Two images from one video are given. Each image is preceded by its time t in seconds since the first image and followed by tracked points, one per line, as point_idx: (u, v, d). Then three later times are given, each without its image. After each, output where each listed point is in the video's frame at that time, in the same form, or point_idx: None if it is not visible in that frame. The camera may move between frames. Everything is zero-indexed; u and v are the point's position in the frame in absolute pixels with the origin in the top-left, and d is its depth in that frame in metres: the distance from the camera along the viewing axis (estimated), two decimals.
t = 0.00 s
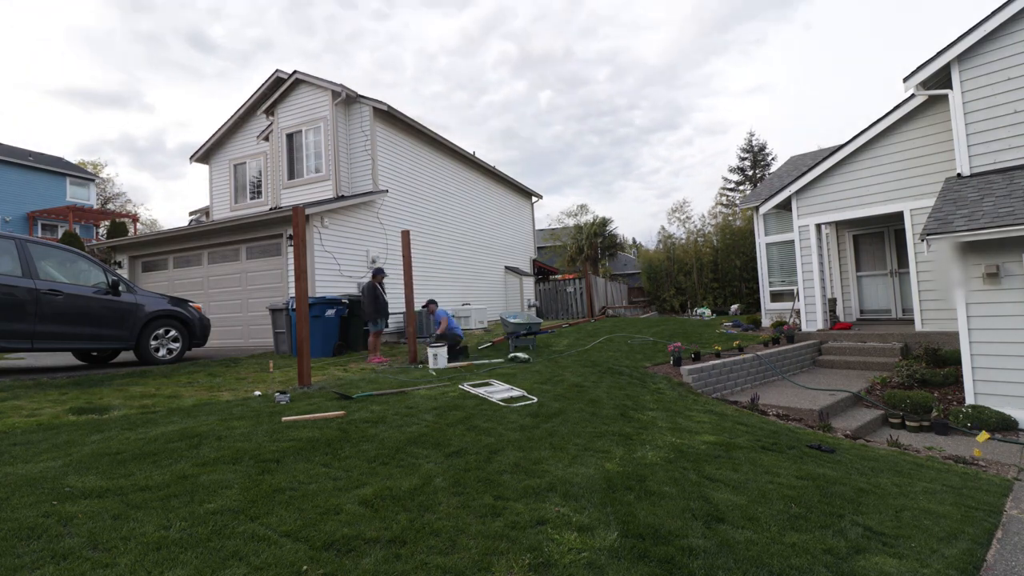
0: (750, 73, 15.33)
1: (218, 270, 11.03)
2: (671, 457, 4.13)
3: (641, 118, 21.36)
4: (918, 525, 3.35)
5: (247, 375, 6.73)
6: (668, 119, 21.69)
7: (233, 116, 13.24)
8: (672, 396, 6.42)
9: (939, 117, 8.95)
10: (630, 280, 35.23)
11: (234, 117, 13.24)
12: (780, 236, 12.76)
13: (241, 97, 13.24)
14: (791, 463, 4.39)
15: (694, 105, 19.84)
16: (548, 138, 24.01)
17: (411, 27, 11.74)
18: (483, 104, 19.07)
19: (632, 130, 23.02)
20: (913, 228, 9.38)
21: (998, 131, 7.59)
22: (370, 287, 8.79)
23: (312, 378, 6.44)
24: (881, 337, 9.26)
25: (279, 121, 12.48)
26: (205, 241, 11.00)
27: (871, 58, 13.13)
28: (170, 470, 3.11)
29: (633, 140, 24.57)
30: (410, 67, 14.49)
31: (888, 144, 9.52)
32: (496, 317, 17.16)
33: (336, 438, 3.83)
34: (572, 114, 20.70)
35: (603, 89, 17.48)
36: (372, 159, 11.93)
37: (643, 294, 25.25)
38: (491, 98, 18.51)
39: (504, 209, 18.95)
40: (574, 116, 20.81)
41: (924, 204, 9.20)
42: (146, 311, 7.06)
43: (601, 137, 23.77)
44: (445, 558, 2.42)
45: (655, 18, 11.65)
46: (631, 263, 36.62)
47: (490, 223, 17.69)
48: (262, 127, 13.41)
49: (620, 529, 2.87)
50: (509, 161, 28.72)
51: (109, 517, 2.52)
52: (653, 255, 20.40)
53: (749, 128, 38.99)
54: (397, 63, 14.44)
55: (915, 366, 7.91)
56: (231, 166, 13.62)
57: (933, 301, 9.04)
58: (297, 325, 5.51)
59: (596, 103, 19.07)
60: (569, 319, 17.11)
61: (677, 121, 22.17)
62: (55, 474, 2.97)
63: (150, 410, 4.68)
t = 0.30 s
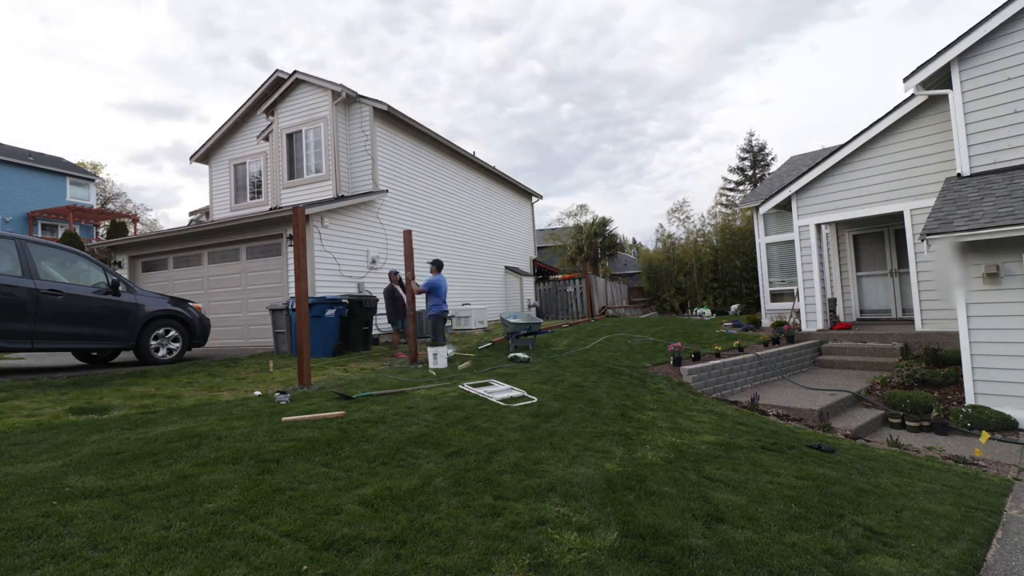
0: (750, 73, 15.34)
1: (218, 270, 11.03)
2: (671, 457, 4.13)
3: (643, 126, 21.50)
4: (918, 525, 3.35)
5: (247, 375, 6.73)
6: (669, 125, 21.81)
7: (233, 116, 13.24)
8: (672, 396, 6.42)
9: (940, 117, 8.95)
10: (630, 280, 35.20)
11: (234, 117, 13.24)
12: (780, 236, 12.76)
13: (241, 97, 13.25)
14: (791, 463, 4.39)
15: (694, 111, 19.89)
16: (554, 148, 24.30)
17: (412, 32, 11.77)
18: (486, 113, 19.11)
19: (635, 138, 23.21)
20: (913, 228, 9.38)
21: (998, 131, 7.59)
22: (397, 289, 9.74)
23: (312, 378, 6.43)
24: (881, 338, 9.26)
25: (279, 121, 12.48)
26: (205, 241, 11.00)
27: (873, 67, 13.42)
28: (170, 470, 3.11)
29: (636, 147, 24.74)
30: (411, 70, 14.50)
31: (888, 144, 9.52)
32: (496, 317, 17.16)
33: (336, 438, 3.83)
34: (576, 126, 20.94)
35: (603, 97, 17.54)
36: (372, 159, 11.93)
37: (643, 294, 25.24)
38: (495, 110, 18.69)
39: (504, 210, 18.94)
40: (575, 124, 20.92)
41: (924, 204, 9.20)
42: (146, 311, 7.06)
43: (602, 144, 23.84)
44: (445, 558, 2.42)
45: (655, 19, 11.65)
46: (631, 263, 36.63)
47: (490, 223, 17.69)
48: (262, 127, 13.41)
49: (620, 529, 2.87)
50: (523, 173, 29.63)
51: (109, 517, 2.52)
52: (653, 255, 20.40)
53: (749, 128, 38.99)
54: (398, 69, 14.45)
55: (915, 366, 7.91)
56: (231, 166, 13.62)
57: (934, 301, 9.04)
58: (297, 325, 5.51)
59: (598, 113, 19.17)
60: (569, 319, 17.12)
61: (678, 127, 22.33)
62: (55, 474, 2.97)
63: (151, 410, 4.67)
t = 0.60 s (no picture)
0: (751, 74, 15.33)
1: (218, 270, 11.03)
2: (671, 457, 4.13)
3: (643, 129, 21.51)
4: (918, 525, 3.35)
5: (247, 375, 6.73)
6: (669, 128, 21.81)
7: (233, 116, 13.24)
8: (672, 396, 6.42)
9: (940, 117, 8.95)
10: (630, 280, 35.18)
11: (234, 117, 13.24)
12: (780, 236, 12.76)
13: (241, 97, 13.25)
14: (791, 463, 4.39)
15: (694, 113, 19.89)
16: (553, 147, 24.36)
17: (412, 36, 11.80)
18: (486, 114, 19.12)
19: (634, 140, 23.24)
20: (913, 228, 9.38)
21: (997, 131, 7.59)
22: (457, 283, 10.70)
23: (312, 378, 6.43)
24: (881, 338, 9.26)
25: (279, 121, 12.48)
26: (204, 241, 11.00)
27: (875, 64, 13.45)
28: (170, 470, 3.11)
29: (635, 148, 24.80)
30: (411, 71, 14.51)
31: (888, 144, 9.52)
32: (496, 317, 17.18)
33: (336, 438, 3.83)
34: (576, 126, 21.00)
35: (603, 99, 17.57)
36: (372, 159, 11.93)
37: (643, 294, 25.23)
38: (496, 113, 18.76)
39: (504, 210, 18.94)
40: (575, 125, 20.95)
41: (924, 204, 9.20)
42: (146, 311, 7.06)
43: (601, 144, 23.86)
44: (445, 558, 2.42)
45: (655, 19, 11.65)
46: (631, 263, 36.64)
47: (490, 223, 17.69)
48: (262, 127, 13.41)
49: (620, 529, 2.87)
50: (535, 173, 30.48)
51: (109, 517, 2.52)
52: (653, 255, 20.40)
53: (749, 128, 39.01)
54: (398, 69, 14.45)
55: (915, 366, 7.92)
56: (231, 166, 13.62)
57: (933, 301, 9.05)
58: (297, 325, 5.50)
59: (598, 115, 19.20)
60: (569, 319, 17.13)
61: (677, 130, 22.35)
62: (55, 474, 2.97)
63: (151, 410, 4.68)
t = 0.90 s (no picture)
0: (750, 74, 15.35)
1: (218, 270, 11.03)
2: (671, 457, 4.13)
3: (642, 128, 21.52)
4: (918, 525, 3.35)
5: (247, 375, 6.73)
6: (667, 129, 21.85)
7: (233, 116, 13.24)
8: (672, 396, 6.42)
9: (940, 117, 8.95)
10: (630, 280, 35.16)
11: (234, 117, 13.24)
12: (780, 236, 12.76)
13: (241, 97, 13.25)
14: (792, 463, 4.39)
15: (693, 113, 19.92)
16: (552, 147, 24.38)
17: (433, 46, 12.64)
18: (485, 114, 19.12)
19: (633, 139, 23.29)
20: (913, 228, 9.38)
21: (998, 130, 7.58)
22: (474, 282, 10.68)
23: (312, 378, 6.43)
24: (881, 338, 9.26)
25: (279, 121, 12.47)
26: (204, 241, 11.00)
27: (874, 60, 13.52)
28: (170, 470, 3.11)
29: (634, 147, 24.82)
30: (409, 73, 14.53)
31: (888, 144, 9.52)
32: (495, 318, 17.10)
33: (336, 438, 3.83)
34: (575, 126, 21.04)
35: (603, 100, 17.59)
36: (372, 159, 11.93)
37: (643, 294, 25.22)
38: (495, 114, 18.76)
39: (504, 210, 18.94)
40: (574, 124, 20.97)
41: (924, 204, 9.20)
42: (146, 311, 7.06)
43: (601, 144, 23.87)
44: (445, 558, 2.42)
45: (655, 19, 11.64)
46: (631, 263, 36.64)
47: (490, 224, 17.69)
48: (262, 127, 13.41)
49: (620, 529, 2.87)
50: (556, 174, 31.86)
51: (109, 517, 2.52)
52: (653, 255, 20.41)
53: (749, 128, 39.02)
54: (398, 70, 14.47)
55: (915, 366, 7.92)
56: (231, 166, 13.61)
57: (933, 301, 9.04)
58: (296, 325, 5.50)
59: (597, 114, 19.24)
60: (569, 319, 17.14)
61: (676, 131, 22.39)
62: (55, 474, 2.97)
63: (151, 410, 4.67)
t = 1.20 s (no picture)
0: (750, 74, 15.35)
1: (218, 270, 11.03)
2: (671, 457, 4.13)
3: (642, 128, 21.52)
4: (918, 525, 3.35)
5: (247, 375, 6.73)
6: (667, 128, 21.83)
7: (233, 116, 13.24)
8: (672, 397, 6.42)
9: (940, 117, 8.94)
10: (630, 280, 35.13)
11: (235, 117, 13.25)
12: (780, 236, 12.75)
13: (241, 98, 13.25)
14: (791, 463, 4.39)
15: (693, 113, 19.91)
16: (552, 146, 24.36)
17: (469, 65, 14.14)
18: (485, 114, 19.14)
19: (633, 139, 23.29)
20: (913, 228, 9.38)
21: (998, 130, 7.58)
22: (462, 282, 10.64)
23: (312, 378, 6.43)
24: (881, 338, 9.26)
25: (279, 121, 12.47)
26: (204, 241, 11.00)
27: (874, 60, 13.68)
28: (170, 470, 3.11)
29: (634, 147, 24.81)
30: (408, 72, 14.51)
31: (888, 144, 9.52)
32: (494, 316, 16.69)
33: (336, 438, 3.83)
34: (574, 126, 21.05)
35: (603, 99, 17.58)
36: (372, 160, 11.93)
37: (643, 293, 25.21)
38: (494, 113, 18.75)
39: (504, 210, 18.94)
40: (574, 123, 20.96)
41: (924, 204, 9.20)
42: (146, 312, 7.06)
43: (600, 143, 23.86)
44: (445, 558, 2.42)
45: (653, 18, 11.64)
46: (631, 263, 36.62)
47: (490, 224, 17.70)
48: (262, 127, 13.41)
49: (620, 529, 2.87)
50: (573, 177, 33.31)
51: (109, 517, 2.52)
52: (653, 255, 20.41)
53: (749, 128, 39.01)
54: (397, 70, 14.47)
55: (915, 366, 7.92)
56: (231, 166, 13.62)
57: (933, 301, 9.05)
58: (297, 325, 5.50)
59: (597, 114, 19.23)
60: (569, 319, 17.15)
61: (676, 130, 22.38)
62: (55, 474, 2.97)
63: (151, 410, 4.67)
